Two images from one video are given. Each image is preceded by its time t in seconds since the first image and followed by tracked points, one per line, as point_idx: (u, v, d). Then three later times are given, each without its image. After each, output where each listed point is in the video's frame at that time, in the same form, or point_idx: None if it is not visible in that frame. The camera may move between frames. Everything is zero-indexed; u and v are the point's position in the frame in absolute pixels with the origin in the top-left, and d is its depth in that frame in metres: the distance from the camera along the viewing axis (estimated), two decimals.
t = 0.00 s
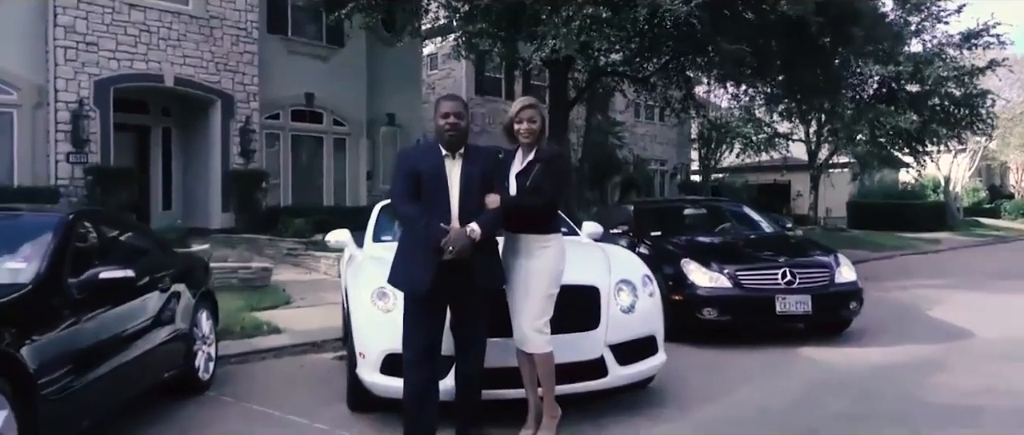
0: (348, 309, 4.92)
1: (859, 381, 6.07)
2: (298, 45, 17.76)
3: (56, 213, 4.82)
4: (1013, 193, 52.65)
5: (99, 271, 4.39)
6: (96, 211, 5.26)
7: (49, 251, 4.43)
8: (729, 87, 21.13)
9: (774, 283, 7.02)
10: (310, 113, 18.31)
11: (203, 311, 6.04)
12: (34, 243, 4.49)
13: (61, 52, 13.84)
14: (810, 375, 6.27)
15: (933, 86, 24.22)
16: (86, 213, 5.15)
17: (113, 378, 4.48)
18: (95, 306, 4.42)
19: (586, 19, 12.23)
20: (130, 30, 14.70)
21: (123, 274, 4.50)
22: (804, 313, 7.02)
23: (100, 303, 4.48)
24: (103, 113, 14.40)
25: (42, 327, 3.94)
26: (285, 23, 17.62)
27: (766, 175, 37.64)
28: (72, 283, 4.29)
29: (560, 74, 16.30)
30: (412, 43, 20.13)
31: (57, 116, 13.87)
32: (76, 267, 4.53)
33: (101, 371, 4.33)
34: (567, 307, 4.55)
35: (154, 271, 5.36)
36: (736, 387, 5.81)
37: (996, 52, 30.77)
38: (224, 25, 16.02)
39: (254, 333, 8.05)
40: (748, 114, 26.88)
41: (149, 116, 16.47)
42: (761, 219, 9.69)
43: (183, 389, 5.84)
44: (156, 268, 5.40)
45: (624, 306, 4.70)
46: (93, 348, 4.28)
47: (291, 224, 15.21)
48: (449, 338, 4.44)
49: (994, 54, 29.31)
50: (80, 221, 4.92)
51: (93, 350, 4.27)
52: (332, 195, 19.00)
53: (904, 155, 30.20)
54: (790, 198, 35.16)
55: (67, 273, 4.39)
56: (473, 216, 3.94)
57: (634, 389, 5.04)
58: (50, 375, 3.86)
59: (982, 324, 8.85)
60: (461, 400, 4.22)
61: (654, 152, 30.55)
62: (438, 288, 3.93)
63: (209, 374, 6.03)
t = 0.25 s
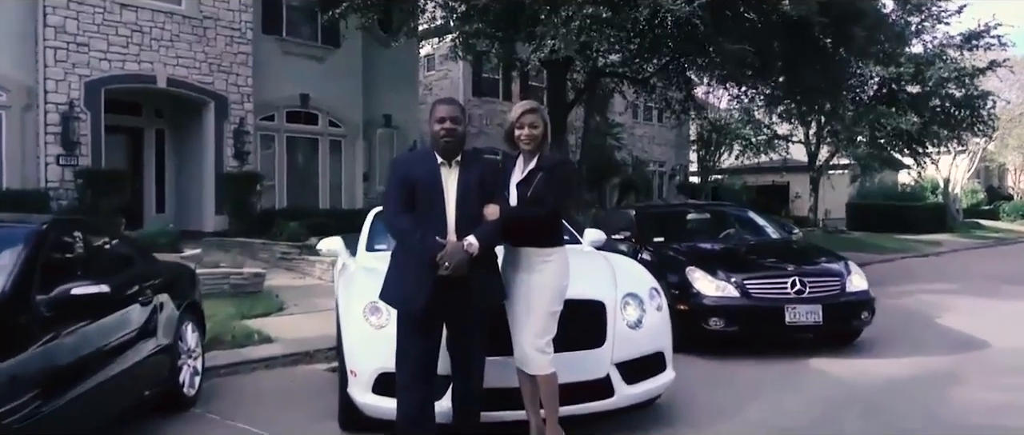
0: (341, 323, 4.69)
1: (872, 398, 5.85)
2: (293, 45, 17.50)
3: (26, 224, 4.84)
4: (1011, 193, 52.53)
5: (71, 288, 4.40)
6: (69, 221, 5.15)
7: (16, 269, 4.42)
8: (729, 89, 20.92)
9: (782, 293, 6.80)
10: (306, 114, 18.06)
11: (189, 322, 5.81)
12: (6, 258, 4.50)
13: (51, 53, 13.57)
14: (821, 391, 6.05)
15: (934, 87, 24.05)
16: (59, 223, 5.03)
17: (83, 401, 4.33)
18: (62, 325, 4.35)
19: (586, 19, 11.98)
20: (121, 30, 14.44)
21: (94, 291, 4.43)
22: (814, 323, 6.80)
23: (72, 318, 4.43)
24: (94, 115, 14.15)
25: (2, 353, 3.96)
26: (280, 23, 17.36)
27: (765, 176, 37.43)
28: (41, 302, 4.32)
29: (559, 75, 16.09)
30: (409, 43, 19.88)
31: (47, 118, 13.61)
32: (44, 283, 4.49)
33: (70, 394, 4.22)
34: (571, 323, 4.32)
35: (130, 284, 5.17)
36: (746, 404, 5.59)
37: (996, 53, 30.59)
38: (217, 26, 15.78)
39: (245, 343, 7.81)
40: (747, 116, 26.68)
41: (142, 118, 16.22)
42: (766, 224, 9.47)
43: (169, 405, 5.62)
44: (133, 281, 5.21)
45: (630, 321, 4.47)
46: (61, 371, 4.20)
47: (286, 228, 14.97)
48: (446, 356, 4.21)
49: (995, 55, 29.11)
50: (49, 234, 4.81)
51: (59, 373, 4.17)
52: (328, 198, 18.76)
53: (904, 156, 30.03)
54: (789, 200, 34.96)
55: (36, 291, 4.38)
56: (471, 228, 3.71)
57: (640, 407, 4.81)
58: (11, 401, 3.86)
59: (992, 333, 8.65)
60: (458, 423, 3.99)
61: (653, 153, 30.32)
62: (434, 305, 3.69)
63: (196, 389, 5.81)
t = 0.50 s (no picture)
0: (331, 333, 4.46)
1: (886, 409, 5.61)
2: (287, 47, 17.25)
3: None
4: (1010, 196, 52.35)
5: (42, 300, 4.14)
6: (51, 226, 4.91)
7: None
8: (729, 90, 20.70)
9: (789, 299, 6.57)
10: (301, 116, 17.82)
11: (174, 332, 5.57)
12: None
13: (40, 54, 13.32)
14: (832, 401, 5.81)
15: (935, 88, 23.73)
16: (40, 227, 4.80)
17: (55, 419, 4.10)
18: (38, 336, 4.12)
19: (585, 18, 11.74)
20: (113, 31, 14.20)
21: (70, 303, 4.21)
22: (823, 331, 6.56)
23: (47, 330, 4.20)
24: (85, 116, 13.90)
25: None
26: (275, 24, 17.11)
27: (765, 178, 37.22)
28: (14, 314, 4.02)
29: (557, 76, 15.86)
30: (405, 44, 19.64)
31: (36, 120, 13.36)
32: (16, 295, 4.18)
33: (47, 407, 4.03)
34: (574, 335, 4.10)
35: (113, 292, 4.94)
36: (755, 417, 5.35)
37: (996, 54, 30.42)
38: (211, 26, 15.54)
39: (235, 351, 7.55)
40: (746, 118, 26.51)
41: (134, 120, 15.96)
42: (771, 228, 9.24)
43: (153, 418, 5.39)
44: (115, 289, 4.97)
45: (636, 332, 4.24)
46: (36, 385, 3.99)
47: (280, 232, 14.73)
48: (441, 370, 3.97)
49: (996, 56, 28.91)
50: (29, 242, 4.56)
51: (34, 388, 3.95)
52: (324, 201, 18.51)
53: (904, 158, 29.83)
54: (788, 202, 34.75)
55: (7, 302, 4.07)
56: (468, 236, 3.47)
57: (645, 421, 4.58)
58: None
59: (1004, 339, 8.42)
60: None
61: (651, 156, 30.08)
62: (429, 318, 3.46)
63: (181, 402, 5.57)
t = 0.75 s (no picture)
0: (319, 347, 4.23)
1: (900, 423, 5.38)
2: (282, 48, 17.00)
3: None
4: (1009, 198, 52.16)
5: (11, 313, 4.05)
6: (31, 235, 4.80)
7: None
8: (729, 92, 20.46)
9: (797, 308, 6.35)
10: (296, 119, 17.59)
11: (156, 343, 5.33)
12: None
13: (30, 55, 13.08)
14: (844, 415, 5.58)
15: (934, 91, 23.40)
16: (14, 237, 4.68)
17: None
18: (16, 347, 3.94)
19: (584, 18, 11.51)
20: (104, 32, 13.97)
21: (37, 316, 4.13)
22: (833, 340, 6.34)
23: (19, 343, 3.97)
24: (75, 119, 13.67)
25: None
26: (270, 25, 16.87)
27: (765, 180, 36.99)
28: None
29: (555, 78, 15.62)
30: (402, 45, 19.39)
31: (25, 123, 13.12)
32: None
33: (20, 424, 3.86)
34: (577, 349, 3.87)
35: (93, 302, 4.72)
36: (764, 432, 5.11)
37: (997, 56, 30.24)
38: (204, 27, 15.32)
39: (224, 361, 7.31)
40: (746, 120, 26.33)
41: (127, 122, 15.72)
42: (777, 233, 9.03)
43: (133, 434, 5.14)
44: (94, 299, 4.73)
45: (641, 346, 4.02)
46: (11, 399, 3.81)
47: (274, 236, 14.48)
48: (434, 387, 3.74)
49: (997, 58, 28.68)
50: (3, 249, 4.48)
51: (8, 402, 3.79)
52: (319, 204, 18.26)
53: (905, 161, 29.62)
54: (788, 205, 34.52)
55: None
56: (462, 247, 3.24)
57: None
58: None
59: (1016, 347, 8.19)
60: None
61: (650, 158, 29.84)
62: (420, 334, 3.22)
63: (163, 416, 5.33)
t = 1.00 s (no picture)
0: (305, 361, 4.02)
1: None
2: (279, 50, 16.81)
3: None
4: (1008, 201, 52.03)
5: None
6: (8, 246, 4.57)
7: None
8: (730, 94, 20.27)
9: (803, 317, 6.13)
10: (292, 121, 17.38)
11: (138, 357, 5.12)
12: None
13: (19, 57, 12.88)
14: (853, 428, 5.36)
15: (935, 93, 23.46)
16: None
17: None
18: None
19: (584, 20, 11.34)
20: (95, 33, 13.77)
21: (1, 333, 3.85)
22: (841, 350, 6.12)
23: None
24: (66, 122, 13.46)
25: None
26: (266, 27, 16.66)
27: (765, 184, 36.78)
28: None
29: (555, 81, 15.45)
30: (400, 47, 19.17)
31: (15, 125, 12.92)
32: None
33: None
34: (578, 365, 3.66)
35: (71, 315, 4.49)
36: None
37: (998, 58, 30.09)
38: (198, 29, 15.11)
39: (212, 371, 7.09)
40: (747, 122, 26.16)
41: (120, 125, 15.48)
42: (780, 239, 8.82)
43: None
44: (72, 311, 4.51)
45: (645, 362, 3.81)
46: None
47: (268, 241, 14.26)
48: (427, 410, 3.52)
49: (998, 60, 28.51)
50: None
51: None
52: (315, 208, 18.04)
53: (905, 164, 29.44)
54: (787, 209, 34.35)
55: None
56: (454, 262, 3.03)
57: None
58: None
59: None
60: None
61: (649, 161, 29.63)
62: (409, 354, 3.00)
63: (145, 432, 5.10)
